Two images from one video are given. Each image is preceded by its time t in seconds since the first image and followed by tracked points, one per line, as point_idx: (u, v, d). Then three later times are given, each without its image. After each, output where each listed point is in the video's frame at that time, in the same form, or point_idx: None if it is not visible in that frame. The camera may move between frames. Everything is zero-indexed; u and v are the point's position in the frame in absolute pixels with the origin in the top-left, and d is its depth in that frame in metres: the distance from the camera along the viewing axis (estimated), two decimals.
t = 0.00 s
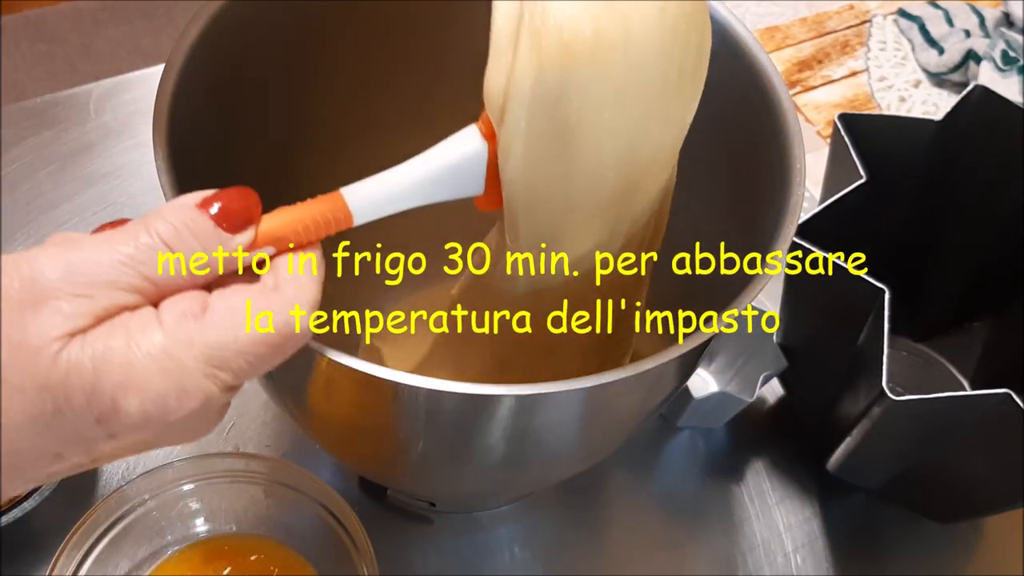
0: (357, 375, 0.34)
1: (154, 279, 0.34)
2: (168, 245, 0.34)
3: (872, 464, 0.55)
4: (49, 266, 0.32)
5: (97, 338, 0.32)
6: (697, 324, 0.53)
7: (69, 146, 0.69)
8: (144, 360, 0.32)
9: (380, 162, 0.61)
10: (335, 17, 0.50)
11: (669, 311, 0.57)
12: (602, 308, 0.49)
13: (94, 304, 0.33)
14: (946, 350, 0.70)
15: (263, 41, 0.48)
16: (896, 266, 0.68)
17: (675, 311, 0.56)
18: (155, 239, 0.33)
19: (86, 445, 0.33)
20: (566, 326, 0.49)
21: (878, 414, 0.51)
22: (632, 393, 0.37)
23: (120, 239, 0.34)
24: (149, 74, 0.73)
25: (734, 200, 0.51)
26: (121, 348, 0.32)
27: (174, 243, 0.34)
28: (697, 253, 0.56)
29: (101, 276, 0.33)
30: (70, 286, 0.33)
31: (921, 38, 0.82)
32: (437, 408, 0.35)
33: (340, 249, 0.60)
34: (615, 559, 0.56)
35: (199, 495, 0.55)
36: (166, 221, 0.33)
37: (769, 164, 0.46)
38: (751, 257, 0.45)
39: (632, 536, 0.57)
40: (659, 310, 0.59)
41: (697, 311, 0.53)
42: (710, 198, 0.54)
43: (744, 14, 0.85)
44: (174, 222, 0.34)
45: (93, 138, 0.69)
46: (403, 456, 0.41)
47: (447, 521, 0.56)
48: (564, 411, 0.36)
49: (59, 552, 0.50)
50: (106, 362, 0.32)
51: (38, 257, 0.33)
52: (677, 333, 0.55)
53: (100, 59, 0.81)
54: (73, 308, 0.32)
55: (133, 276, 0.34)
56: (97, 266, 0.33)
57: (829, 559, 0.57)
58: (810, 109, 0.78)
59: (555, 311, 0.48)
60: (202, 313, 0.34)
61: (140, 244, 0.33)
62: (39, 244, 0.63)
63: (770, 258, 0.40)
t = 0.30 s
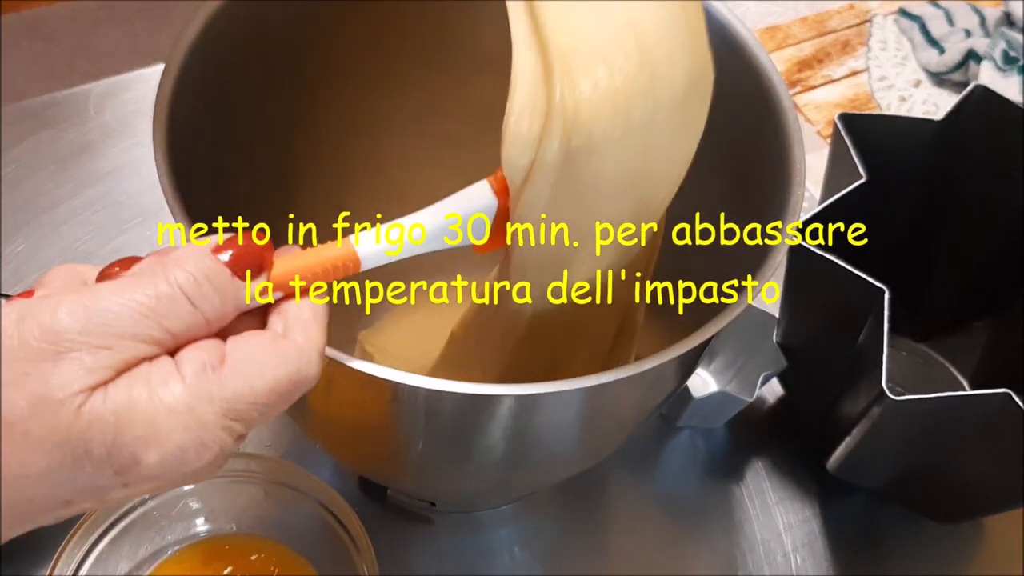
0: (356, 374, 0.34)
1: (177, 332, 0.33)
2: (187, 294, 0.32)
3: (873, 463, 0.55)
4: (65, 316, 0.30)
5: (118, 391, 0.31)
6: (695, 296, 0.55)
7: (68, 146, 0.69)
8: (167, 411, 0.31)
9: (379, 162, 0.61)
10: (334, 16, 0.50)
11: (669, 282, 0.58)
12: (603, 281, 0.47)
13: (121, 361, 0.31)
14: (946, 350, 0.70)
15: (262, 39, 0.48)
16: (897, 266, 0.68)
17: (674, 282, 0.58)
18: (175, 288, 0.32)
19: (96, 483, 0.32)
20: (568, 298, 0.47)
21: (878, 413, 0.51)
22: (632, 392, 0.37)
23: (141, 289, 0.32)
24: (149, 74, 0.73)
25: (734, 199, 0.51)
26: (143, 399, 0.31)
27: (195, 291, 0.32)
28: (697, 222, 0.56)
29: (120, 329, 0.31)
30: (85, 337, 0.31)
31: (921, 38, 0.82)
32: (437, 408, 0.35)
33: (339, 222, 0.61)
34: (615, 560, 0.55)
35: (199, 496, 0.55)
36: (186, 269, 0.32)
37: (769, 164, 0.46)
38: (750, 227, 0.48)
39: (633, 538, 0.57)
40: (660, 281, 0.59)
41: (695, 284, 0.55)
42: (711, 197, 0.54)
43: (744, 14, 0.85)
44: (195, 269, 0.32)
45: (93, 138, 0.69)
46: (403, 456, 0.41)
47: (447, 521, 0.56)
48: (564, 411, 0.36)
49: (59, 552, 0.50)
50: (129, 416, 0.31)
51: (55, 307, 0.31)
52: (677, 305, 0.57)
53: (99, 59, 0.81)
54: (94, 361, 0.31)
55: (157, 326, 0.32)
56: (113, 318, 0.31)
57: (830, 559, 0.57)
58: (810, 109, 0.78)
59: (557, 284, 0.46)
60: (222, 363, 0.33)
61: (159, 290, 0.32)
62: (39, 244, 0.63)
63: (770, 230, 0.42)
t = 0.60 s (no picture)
0: (355, 373, 0.34)
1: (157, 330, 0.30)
2: (160, 298, 0.30)
3: (872, 463, 0.55)
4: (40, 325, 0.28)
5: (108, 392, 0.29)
6: (695, 267, 0.56)
7: (69, 146, 0.69)
8: (157, 410, 0.30)
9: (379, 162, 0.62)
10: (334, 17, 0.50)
11: (669, 254, 0.59)
12: (598, 248, 0.52)
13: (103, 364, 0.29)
14: (946, 351, 0.70)
15: (263, 39, 0.48)
16: (896, 266, 0.68)
17: (674, 253, 0.59)
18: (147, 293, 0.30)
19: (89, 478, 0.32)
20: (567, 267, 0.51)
21: (877, 413, 0.52)
22: (632, 392, 0.37)
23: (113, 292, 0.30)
24: (150, 74, 0.74)
25: (734, 199, 0.51)
26: (134, 395, 0.30)
27: (169, 296, 0.30)
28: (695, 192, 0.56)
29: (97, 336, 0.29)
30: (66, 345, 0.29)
31: (921, 38, 0.82)
32: (436, 407, 0.35)
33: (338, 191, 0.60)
34: (615, 560, 0.56)
35: (200, 495, 0.55)
36: (155, 273, 0.30)
37: (769, 164, 0.46)
38: (750, 199, 0.48)
39: (631, 538, 0.57)
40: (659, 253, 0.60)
41: (695, 254, 0.56)
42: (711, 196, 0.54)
43: (744, 14, 0.85)
44: (163, 272, 0.30)
45: (93, 138, 0.69)
46: (403, 455, 0.41)
47: (447, 521, 0.56)
48: (564, 410, 0.36)
49: (59, 551, 0.50)
50: (118, 423, 0.29)
51: (27, 316, 0.28)
52: (677, 275, 0.59)
53: (101, 59, 0.81)
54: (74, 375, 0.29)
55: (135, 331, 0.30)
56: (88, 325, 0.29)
57: (829, 559, 0.57)
58: (810, 109, 0.78)
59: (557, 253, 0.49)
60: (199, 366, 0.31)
61: (131, 296, 0.30)
62: (39, 244, 0.63)
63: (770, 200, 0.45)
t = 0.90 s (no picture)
0: (356, 373, 0.34)
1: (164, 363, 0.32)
2: (162, 310, 0.31)
3: (870, 461, 0.56)
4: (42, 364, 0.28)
5: (137, 430, 0.32)
6: (695, 237, 0.57)
7: (71, 147, 0.69)
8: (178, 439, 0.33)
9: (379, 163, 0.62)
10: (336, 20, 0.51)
11: (670, 224, 0.59)
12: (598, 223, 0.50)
13: (122, 394, 0.31)
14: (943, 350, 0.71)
15: (263, 42, 0.49)
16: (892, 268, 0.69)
17: (674, 224, 0.59)
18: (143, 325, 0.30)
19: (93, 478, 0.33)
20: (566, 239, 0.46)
21: (874, 412, 0.52)
22: (630, 392, 0.38)
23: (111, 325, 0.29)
24: (152, 75, 0.74)
25: (733, 200, 0.51)
26: (158, 429, 0.32)
27: (164, 311, 0.31)
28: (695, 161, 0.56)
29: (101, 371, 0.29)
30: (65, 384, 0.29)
31: (919, 39, 0.82)
32: (437, 407, 0.36)
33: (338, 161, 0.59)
34: (613, 559, 0.56)
35: (203, 494, 0.55)
36: (145, 289, 0.30)
37: (767, 166, 0.47)
38: (750, 168, 0.49)
39: (630, 537, 0.57)
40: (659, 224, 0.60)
41: (696, 225, 0.57)
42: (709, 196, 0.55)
43: (742, 15, 0.86)
44: (153, 289, 0.30)
45: (95, 139, 0.70)
46: (404, 455, 0.42)
47: (448, 520, 0.56)
48: (564, 410, 0.37)
49: (64, 546, 0.51)
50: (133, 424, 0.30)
51: (42, 349, 0.28)
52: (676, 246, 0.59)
53: (102, 60, 0.82)
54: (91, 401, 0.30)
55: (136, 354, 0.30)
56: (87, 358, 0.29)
57: (828, 558, 0.58)
58: (808, 110, 0.78)
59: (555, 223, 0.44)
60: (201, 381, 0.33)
61: (133, 316, 0.30)
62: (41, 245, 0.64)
63: (770, 169, 0.46)
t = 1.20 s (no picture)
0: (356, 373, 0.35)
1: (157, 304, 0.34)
2: (153, 268, 0.33)
3: (869, 460, 0.56)
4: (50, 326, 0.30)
5: (139, 366, 0.34)
6: (695, 208, 0.56)
7: (73, 147, 0.69)
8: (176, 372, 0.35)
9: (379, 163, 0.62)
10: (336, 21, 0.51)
11: (670, 195, 0.59)
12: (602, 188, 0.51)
13: (103, 360, 0.32)
14: (942, 350, 0.71)
15: (264, 40, 0.49)
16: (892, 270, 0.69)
17: (674, 194, 0.58)
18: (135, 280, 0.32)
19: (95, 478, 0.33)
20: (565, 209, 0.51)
21: (874, 412, 0.52)
22: (630, 391, 0.38)
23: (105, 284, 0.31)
24: (154, 75, 0.74)
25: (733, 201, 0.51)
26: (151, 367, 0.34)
27: (151, 267, 0.33)
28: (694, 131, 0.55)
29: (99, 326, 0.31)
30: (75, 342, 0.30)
31: (917, 40, 0.83)
32: (437, 406, 0.36)
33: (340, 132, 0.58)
34: (613, 558, 0.56)
35: (203, 493, 0.56)
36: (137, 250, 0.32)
37: (766, 166, 0.47)
38: (750, 139, 0.49)
39: (630, 538, 0.57)
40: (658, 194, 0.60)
41: (696, 196, 0.56)
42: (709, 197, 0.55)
43: (742, 16, 0.86)
44: (144, 247, 0.33)
45: (97, 139, 0.70)
46: (404, 454, 0.42)
47: (448, 520, 0.56)
48: (564, 409, 0.37)
49: (65, 544, 0.52)
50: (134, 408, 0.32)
51: (40, 306, 0.30)
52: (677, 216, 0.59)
53: (103, 61, 0.82)
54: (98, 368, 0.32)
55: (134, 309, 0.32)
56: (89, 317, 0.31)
57: (828, 557, 0.58)
58: (807, 111, 0.78)
59: (555, 194, 0.50)
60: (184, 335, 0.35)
61: (124, 273, 0.31)
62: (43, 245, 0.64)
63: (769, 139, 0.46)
